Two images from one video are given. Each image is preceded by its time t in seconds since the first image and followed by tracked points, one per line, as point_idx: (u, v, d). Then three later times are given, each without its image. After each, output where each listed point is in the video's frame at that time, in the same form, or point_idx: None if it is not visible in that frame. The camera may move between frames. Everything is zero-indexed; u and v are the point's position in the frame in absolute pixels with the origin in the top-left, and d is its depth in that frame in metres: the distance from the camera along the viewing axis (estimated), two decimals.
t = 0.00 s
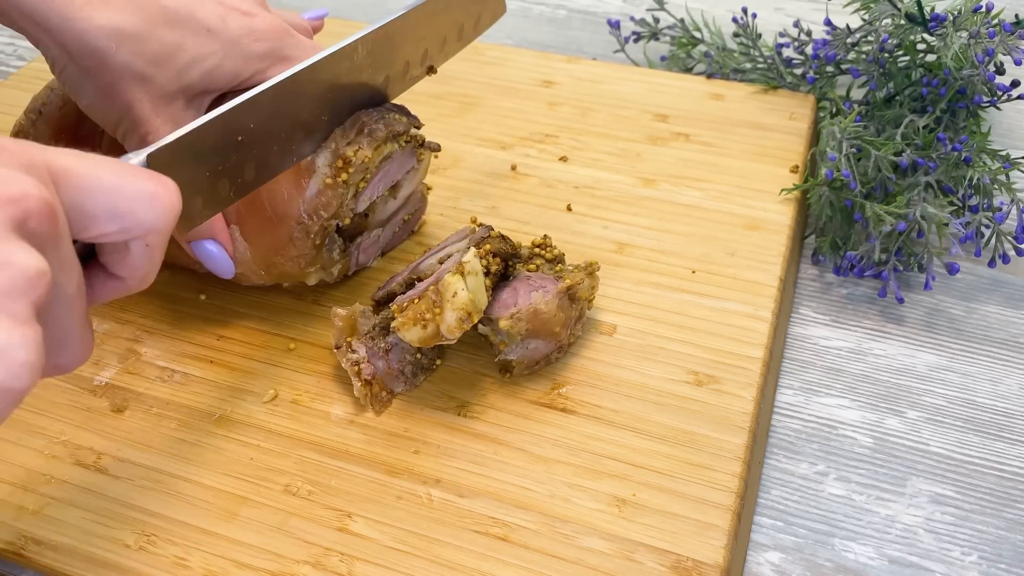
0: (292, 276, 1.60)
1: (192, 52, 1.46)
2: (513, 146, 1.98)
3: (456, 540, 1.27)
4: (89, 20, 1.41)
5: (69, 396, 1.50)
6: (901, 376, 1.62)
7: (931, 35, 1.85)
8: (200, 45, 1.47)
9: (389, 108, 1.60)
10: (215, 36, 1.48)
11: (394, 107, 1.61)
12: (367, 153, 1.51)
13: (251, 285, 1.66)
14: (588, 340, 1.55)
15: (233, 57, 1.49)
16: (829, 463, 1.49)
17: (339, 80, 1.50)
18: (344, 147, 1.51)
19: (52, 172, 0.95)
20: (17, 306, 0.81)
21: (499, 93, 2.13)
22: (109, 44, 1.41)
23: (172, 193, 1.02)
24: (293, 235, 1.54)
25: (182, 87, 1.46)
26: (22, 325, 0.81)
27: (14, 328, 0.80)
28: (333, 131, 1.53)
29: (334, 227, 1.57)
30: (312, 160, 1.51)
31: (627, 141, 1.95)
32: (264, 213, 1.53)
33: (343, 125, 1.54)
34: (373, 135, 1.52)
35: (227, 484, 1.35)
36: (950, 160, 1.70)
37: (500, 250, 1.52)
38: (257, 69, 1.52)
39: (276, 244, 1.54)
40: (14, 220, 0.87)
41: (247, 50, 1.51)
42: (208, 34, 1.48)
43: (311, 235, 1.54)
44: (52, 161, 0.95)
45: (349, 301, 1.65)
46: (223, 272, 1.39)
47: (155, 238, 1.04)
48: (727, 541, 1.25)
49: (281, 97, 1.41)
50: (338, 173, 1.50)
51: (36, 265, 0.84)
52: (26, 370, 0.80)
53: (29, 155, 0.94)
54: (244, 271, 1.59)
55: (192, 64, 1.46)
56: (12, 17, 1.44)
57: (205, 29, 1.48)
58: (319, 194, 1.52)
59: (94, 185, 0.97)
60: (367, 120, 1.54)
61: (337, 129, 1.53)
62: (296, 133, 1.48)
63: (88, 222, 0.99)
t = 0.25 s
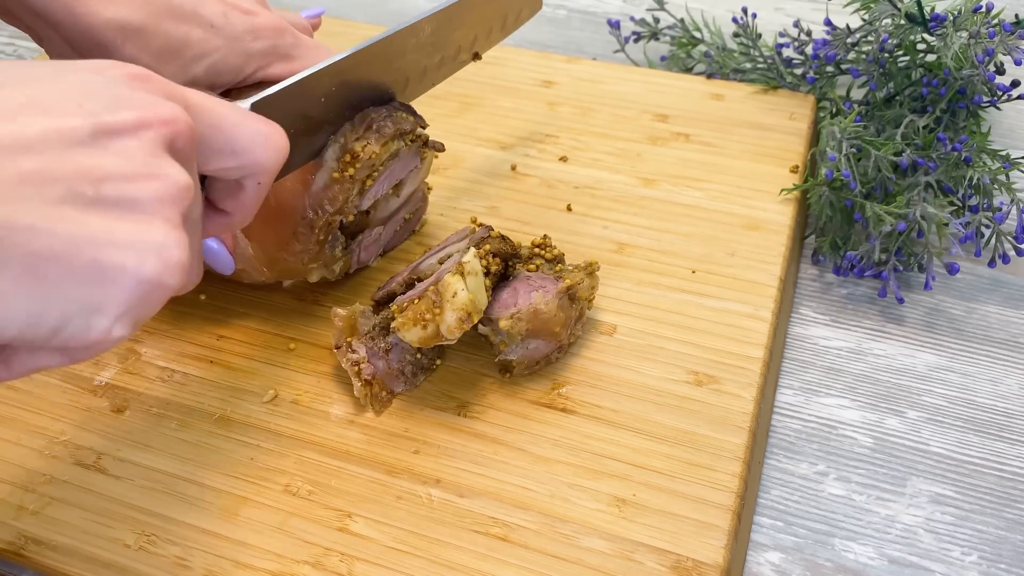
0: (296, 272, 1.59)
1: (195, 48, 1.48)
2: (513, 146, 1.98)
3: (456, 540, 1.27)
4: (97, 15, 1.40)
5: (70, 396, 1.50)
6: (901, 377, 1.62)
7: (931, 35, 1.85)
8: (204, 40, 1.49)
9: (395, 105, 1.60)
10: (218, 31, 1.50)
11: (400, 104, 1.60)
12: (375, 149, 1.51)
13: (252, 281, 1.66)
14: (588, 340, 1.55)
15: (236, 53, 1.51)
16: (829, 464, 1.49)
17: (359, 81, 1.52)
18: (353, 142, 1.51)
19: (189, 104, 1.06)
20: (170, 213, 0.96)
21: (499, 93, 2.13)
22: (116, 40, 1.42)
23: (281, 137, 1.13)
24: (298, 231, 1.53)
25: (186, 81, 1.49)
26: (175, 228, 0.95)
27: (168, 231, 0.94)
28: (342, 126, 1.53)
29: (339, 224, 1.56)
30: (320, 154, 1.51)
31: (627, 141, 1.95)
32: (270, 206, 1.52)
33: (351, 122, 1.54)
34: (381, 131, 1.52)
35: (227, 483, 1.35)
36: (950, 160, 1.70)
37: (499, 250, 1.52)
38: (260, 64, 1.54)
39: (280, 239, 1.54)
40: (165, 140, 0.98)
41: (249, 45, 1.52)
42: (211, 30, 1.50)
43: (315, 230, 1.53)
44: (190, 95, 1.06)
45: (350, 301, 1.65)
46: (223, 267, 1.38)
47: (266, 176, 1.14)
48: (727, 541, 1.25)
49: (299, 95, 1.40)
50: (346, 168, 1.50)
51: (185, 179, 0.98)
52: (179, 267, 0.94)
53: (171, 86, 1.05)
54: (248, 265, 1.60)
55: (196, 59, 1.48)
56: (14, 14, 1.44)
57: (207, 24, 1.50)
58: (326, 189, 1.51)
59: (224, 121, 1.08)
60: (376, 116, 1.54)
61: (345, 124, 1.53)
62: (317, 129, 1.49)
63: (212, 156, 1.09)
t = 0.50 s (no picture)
0: (290, 283, 1.59)
1: (205, 60, 1.48)
2: (513, 146, 1.98)
3: (456, 540, 1.27)
4: (107, 30, 1.42)
5: (69, 396, 1.50)
6: (901, 377, 1.62)
7: (931, 35, 1.85)
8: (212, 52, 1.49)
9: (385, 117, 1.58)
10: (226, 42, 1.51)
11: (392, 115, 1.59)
12: (363, 166, 1.51)
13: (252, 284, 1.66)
14: (588, 340, 1.55)
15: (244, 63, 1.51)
16: (829, 463, 1.49)
17: (343, 101, 1.51)
18: (339, 159, 1.50)
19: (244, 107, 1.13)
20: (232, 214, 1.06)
21: (499, 93, 2.13)
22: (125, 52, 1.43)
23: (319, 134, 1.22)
24: (290, 244, 1.53)
25: (195, 93, 1.49)
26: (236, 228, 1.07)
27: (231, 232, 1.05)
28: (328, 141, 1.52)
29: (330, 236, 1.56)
30: (308, 170, 1.50)
31: (627, 141, 1.95)
32: (261, 220, 1.52)
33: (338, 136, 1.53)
34: (371, 148, 1.52)
35: (227, 484, 1.35)
36: (950, 160, 1.70)
37: (499, 250, 1.52)
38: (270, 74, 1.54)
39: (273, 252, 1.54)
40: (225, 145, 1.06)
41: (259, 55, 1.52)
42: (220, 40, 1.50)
43: (307, 244, 1.53)
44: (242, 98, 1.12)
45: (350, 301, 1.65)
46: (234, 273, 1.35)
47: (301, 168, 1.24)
48: (727, 541, 1.25)
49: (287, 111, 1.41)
50: (333, 184, 1.50)
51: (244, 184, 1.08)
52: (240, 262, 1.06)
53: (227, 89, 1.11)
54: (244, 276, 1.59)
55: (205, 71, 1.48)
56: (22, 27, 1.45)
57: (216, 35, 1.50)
58: (315, 205, 1.51)
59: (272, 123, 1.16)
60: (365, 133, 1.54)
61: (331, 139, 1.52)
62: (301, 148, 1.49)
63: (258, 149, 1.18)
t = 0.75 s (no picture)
0: (297, 276, 1.59)
1: (203, 56, 1.48)
2: (513, 146, 1.98)
3: (456, 540, 1.27)
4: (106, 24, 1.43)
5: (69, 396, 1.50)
6: (901, 377, 1.62)
7: (931, 35, 1.85)
8: (211, 48, 1.49)
9: (395, 112, 1.58)
10: (226, 39, 1.51)
11: (403, 112, 1.59)
12: (374, 158, 1.50)
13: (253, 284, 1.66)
14: (588, 340, 1.55)
15: (244, 61, 1.51)
16: (829, 464, 1.49)
17: (352, 99, 1.53)
18: (350, 151, 1.50)
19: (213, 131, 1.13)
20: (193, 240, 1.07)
21: (499, 94, 2.13)
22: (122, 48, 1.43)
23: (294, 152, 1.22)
24: (298, 237, 1.53)
25: (193, 90, 1.49)
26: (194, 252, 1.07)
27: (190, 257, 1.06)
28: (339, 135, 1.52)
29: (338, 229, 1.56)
30: (320, 162, 1.51)
31: (627, 141, 1.95)
32: (270, 214, 1.53)
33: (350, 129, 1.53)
34: (381, 139, 1.52)
35: (227, 483, 1.35)
36: (950, 160, 1.70)
37: (499, 250, 1.52)
38: (269, 73, 1.54)
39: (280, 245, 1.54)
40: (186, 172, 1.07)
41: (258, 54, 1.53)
42: (220, 37, 1.50)
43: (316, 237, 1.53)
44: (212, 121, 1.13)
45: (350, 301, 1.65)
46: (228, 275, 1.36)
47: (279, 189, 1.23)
48: (727, 541, 1.25)
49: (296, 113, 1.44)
50: (344, 176, 1.50)
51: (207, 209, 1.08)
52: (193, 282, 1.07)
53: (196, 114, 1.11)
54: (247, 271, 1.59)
55: (203, 68, 1.48)
56: (24, 18, 1.45)
57: (216, 33, 1.51)
58: (325, 197, 1.51)
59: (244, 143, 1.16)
60: (376, 125, 1.53)
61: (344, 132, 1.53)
62: (310, 144, 1.50)
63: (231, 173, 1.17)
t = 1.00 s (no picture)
0: (295, 279, 1.60)
1: (206, 55, 1.49)
2: (513, 146, 1.98)
3: (456, 540, 1.27)
4: (110, 22, 1.42)
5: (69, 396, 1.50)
6: (901, 376, 1.62)
7: (931, 35, 1.85)
8: (214, 47, 1.51)
9: (391, 114, 1.58)
10: (229, 38, 1.52)
11: (399, 112, 1.60)
12: (370, 165, 1.50)
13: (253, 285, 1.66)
14: (588, 340, 1.55)
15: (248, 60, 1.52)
16: (829, 463, 1.49)
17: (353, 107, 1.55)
18: (346, 158, 1.50)
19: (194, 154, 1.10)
20: (179, 268, 0.99)
21: (499, 94, 2.13)
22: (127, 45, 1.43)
23: (282, 177, 1.20)
24: (295, 240, 1.53)
25: (197, 88, 1.49)
26: (183, 283, 0.99)
27: (178, 288, 0.98)
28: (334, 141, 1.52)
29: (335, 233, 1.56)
30: (315, 168, 1.51)
31: (627, 141, 1.95)
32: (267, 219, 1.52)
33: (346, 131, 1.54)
34: (378, 146, 1.52)
35: (227, 483, 1.35)
36: (950, 160, 1.70)
37: (499, 250, 1.52)
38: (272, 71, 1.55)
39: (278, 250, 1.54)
40: (172, 194, 1.02)
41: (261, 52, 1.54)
42: (222, 36, 1.52)
43: (312, 240, 1.53)
44: (195, 143, 1.10)
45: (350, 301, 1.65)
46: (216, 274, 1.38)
47: (265, 215, 1.20)
48: (727, 541, 1.25)
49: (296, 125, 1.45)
50: (340, 183, 1.50)
51: (191, 235, 1.02)
52: (187, 325, 0.97)
53: (177, 136, 1.09)
54: (247, 273, 1.59)
55: (207, 66, 1.49)
56: (26, 15, 1.44)
57: (218, 31, 1.52)
58: (320, 203, 1.51)
59: (227, 167, 1.13)
60: (373, 130, 1.53)
61: (338, 138, 1.52)
62: (305, 149, 1.50)
63: (215, 199, 1.14)
